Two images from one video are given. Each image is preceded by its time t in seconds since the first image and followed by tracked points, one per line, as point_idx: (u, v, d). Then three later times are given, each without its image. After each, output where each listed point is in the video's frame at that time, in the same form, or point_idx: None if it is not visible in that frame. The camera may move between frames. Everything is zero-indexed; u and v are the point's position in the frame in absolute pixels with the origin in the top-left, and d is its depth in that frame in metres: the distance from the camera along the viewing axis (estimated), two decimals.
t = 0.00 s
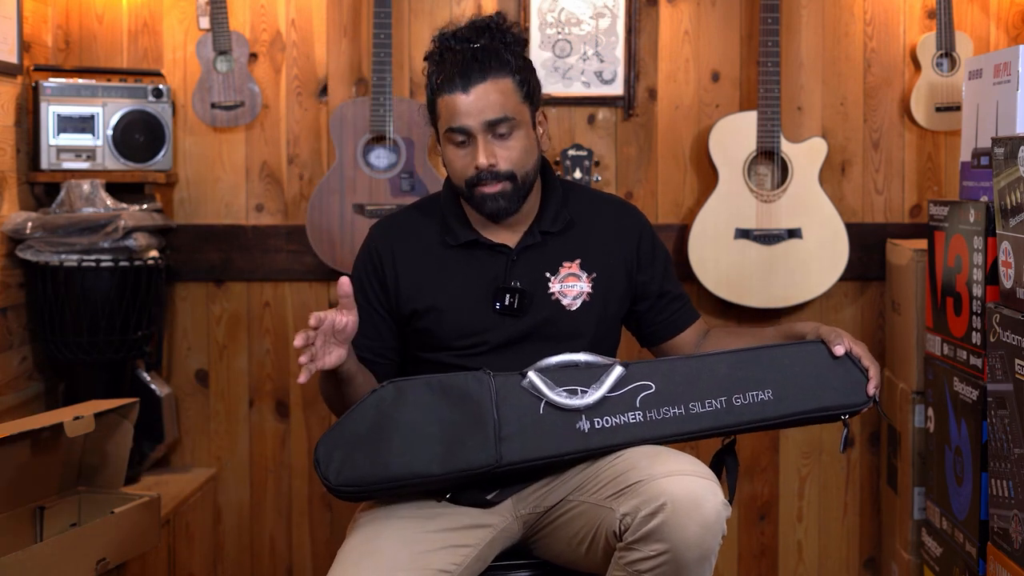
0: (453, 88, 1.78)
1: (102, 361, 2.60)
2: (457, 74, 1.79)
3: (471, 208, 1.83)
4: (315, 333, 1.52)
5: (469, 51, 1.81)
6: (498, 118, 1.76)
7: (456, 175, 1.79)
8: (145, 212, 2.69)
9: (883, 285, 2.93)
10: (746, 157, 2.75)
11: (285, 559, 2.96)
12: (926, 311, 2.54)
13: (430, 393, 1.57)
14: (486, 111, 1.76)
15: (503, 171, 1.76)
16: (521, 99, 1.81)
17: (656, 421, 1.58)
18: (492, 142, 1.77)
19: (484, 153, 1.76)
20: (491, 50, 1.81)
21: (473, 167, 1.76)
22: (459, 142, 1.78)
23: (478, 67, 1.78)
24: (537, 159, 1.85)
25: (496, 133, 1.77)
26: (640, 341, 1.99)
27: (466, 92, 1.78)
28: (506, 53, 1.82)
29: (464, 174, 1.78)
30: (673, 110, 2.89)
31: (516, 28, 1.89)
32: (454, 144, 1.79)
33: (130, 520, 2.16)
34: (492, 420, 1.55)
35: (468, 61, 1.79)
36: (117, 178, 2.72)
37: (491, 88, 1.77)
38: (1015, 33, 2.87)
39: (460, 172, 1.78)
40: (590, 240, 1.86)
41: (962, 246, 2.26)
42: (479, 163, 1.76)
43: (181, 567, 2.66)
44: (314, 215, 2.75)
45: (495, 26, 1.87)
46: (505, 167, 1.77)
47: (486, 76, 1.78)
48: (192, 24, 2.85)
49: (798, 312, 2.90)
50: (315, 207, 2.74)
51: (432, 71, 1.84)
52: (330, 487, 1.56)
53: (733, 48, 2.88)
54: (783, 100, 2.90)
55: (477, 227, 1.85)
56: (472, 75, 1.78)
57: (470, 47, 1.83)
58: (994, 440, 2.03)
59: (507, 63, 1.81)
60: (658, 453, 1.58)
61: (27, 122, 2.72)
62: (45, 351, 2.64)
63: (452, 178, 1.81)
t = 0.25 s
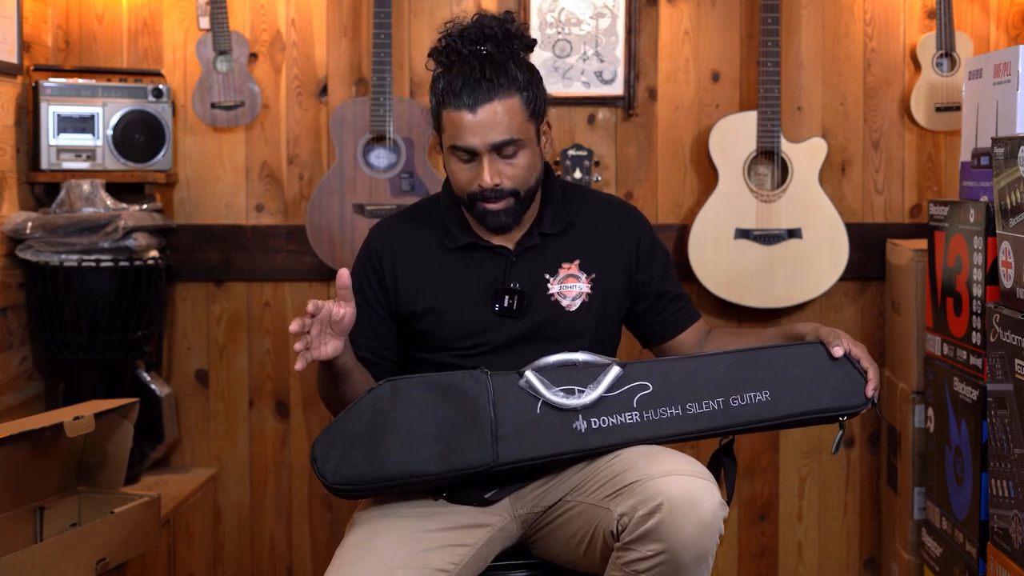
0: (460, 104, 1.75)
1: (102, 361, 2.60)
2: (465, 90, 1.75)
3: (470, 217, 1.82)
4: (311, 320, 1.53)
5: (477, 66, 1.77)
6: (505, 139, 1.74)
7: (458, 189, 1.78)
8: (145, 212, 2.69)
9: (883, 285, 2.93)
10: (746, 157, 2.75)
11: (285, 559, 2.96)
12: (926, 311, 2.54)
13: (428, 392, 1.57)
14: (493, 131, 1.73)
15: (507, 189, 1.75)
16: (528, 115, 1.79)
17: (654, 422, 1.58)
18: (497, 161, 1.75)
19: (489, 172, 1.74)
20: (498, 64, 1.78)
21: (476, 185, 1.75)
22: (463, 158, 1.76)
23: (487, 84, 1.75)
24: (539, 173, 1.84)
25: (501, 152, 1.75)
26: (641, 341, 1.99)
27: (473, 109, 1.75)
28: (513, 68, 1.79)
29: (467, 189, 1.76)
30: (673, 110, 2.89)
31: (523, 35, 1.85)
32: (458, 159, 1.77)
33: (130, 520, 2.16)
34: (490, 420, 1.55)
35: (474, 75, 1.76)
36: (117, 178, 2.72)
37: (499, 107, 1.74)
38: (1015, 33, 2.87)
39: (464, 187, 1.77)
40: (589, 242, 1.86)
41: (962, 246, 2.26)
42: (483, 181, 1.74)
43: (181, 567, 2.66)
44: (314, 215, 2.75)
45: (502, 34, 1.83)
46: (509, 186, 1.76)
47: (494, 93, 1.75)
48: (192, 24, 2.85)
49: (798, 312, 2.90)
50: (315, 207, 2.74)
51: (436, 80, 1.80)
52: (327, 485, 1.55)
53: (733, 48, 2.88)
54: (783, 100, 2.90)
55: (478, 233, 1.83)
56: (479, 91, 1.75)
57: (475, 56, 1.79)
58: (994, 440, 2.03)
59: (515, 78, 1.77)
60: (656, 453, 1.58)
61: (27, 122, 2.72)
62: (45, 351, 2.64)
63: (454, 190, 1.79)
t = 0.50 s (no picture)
0: (479, 110, 1.74)
1: (102, 361, 2.60)
2: (486, 96, 1.74)
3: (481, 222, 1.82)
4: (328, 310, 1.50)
5: (496, 72, 1.76)
6: (524, 147, 1.73)
7: (474, 195, 1.77)
8: (145, 212, 2.69)
9: (883, 285, 2.93)
10: (746, 157, 2.75)
11: (285, 559, 2.96)
12: (926, 311, 2.54)
13: (430, 397, 1.57)
14: (513, 139, 1.72)
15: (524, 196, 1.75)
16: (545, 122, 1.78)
17: (657, 421, 1.58)
18: (515, 168, 1.74)
19: (509, 180, 1.74)
20: (512, 69, 1.77)
21: (494, 192, 1.75)
22: (480, 164, 1.75)
23: (507, 91, 1.74)
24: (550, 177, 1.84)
25: (521, 159, 1.74)
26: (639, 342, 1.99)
27: (493, 116, 1.73)
28: (528, 73, 1.78)
29: (483, 196, 1.76)
30: (673, 110, 2.89)
31: (528, 39, 1.84)
32: (475, 165, 1.76)
33: (130, 520, 2.16)
34: (493, 423, 1.55)
35: (491, 81, 1.75)
36: (117, 178, 2.72)
37: (520, 115, 1.73)
38: (1015, 34, 2.88)
39: (480, 194, 1.76)
40: (590, 242, 1.86)
41: (962, 246, 2.26)
42: (503, 188, 1.74)
43: (181, 567, 2.66)
44: (314, 215, 2.75)
45: (509, 38, 1.82)
46: (526, 193, 1.76)
47: (514, 100, 1.73)
48: (192, 24, 2.85)
49: (798, 312, 2.90)
50: (315, 207, 2.74)
51: (448, 84, 1.79)
52: (332, 491, 1.56)
53: (733, 48, 2.88)
54: (783, 100, 2.90)
55: (477, 232, 1.83)
56: (498, 96, 1.73)
57: (491, 61, 1.78)
58: (995, 440, 2.03)
59: (531, 83, 1.76)
60: (659, 453, 1.58)
61: (27, 122, 2.72)
62: (45, 351, 2.64)
63: (468, 195, 1.79)
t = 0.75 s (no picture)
0: (500, 115, 1.74)
1: (102, 361, 2.60)
2: (506, 101, 1.74)
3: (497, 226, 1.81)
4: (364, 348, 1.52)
5: (513, 76, 1.76)
6: (544, 150, 1.73)
7: (493, 200, 1.76)
8: (145, 212, 2.69)
9: (883, 285, 2.93)
10: (746, 157, 2.75)
11: (286, 559, 2.96)
12: (926, 311, 2.54)
13: (431, 408, 1.58)
14: (534, 142, 1.72)
15: (544, 200, 1.75)
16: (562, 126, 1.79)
17: (656, 420, 1.58)
18: (536, 172, 1.74)
19: (530, 183, 1.73)
20: (528, 73, 1.77)
21: (515, 196, 1.74)
22: (499, 169, 1.75)
23: (528, 94, 1.74)
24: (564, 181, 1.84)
25: (542, 162, 1.74)
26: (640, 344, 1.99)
27: (514, 120, 1.73)
28: (543, 76, 1.78)
29: (503, 201, 1.75)
30: (673, 110, 2.89)
31: (533, 41, 1.84)
32: (494, 170, 1.75)
33: (130, 520, 2.16)
34: (492, 432, 1.55)
35: (509, 85, 1.75)
36: (117, 178, 2.72)
37: (540, 119, 1.73)
38: (1015, 33, 2.87)
39: (499, 198, 1.75)
40: (590, 242, 1.86)
41: (962, 246, 2.26)
42: (523, 192, 1.73)
43: (181, 567, 2.66)
44: (314, 215, 2.75)
45: (518, 42, 1.82)
46: (547, 197, 1.75)
47: (533, 103, 1.74)
48: (192, 24, 2.85)
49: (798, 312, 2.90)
50: (315, 208, 2.74)
51: (463, 90, 1.78)
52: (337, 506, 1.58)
53: (733, 48, 2.88)
54: (783, 100, 2.90)
55: (478, 232, 1.82)
56: (518, 101, 1.73)
57: (506, 66, 1.78)
58: (994, 440, 2.03)
59: (548, 86, 1.76)
60: (660, 454, 1.58)
61: (27, 122, 2.72)
62: (45, 351, 2.64)
63: (485, 201, 1.78)
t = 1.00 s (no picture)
0: (501, 114, 1.74)
1: (102, 361, 2.60)
2: (509, 101, 1.75)
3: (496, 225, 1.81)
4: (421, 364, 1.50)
5: (515, 75, 1.77)
6: (544, 149, 1.74)
7: (491, 198, 1.76)
8: (145, 212, 2.68)
9: (883, 285, 2.93)
10: (746, 157, 2.75)
11: (286, 559, 2.96)
12: (926, 311, 2.54)
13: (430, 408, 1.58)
14: (535, 142, 1.73)
15: (544, 199, 1.75)
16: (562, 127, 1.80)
17: (657, 424, 1.58)
18: (535, 171, 1.75)
19: (530, 182, 1.74)
20: (530, 71, 1.77)
21: (514, 194, 1.74)
22: (499, 168, 1.75)
23: (530, 93, 1.75)
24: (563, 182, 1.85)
25: (542, 161, 1.75)
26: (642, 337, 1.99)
27: (515, 119, 1.74)
28: (545, 76, 1.78)
29: (501, 199, 1.75)
30: (673, 110, 2.89)
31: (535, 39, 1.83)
32: (493, 169, 1.76)
33: (130, 519, 2.16)
34: (493, 434, 1.55)
35: (511, 84, 1.75)
36: (117, 178, 2.72)
37: (542, 119, 1.74)
38: (1015, 33, 2.87)
39: (497, 197, 1.76)
40: (591, 241, 1.86)
41: (962, 246, 2.26)
42: (523, 190, 1.74)
43: (181, 567, 2.66)
44: (314, 215, 2.75)
45: (520, 40, 1.81)
46: (546, 196, 1.76)
47: (535, 103, 1.74)
48: (192, 24, 2.84)
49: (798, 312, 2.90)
50: (315, 208, 2.74)
51: (465, 88, 1.79)
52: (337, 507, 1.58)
53: (733, 48, 2.88)
54: (783, 100, 2.90)
55: (479, 232, 1.83)
56: (519, 100, 1.74)
57: (507, 65, 1.79)
58: (994, 440, 2.03)
59: (550, 86, 1.77)
60: (660, 454, 1.58)
61: (27, 122, 2.72)
62: (45, 351, 2.64)
63: (483, 199, 1.78)
